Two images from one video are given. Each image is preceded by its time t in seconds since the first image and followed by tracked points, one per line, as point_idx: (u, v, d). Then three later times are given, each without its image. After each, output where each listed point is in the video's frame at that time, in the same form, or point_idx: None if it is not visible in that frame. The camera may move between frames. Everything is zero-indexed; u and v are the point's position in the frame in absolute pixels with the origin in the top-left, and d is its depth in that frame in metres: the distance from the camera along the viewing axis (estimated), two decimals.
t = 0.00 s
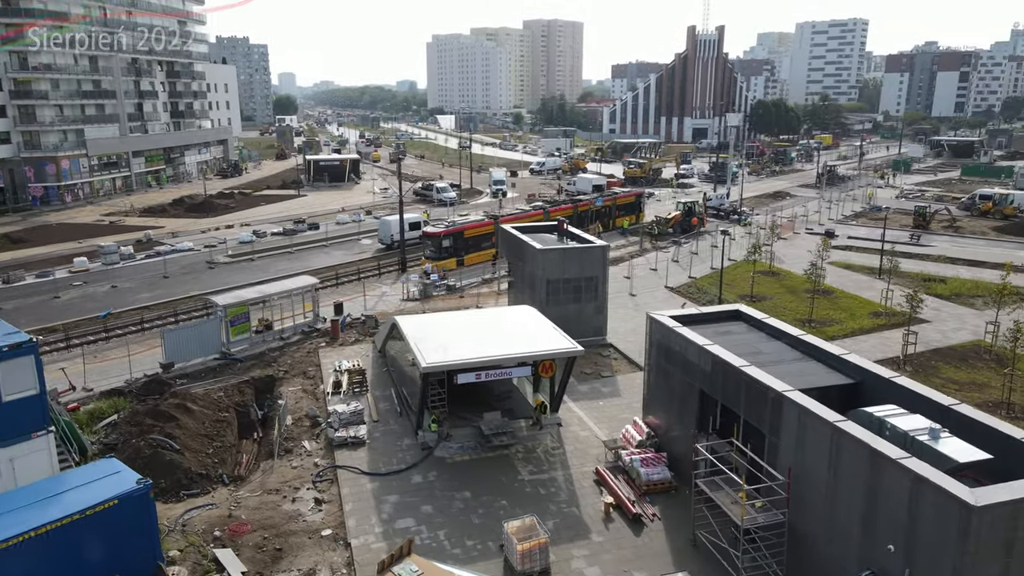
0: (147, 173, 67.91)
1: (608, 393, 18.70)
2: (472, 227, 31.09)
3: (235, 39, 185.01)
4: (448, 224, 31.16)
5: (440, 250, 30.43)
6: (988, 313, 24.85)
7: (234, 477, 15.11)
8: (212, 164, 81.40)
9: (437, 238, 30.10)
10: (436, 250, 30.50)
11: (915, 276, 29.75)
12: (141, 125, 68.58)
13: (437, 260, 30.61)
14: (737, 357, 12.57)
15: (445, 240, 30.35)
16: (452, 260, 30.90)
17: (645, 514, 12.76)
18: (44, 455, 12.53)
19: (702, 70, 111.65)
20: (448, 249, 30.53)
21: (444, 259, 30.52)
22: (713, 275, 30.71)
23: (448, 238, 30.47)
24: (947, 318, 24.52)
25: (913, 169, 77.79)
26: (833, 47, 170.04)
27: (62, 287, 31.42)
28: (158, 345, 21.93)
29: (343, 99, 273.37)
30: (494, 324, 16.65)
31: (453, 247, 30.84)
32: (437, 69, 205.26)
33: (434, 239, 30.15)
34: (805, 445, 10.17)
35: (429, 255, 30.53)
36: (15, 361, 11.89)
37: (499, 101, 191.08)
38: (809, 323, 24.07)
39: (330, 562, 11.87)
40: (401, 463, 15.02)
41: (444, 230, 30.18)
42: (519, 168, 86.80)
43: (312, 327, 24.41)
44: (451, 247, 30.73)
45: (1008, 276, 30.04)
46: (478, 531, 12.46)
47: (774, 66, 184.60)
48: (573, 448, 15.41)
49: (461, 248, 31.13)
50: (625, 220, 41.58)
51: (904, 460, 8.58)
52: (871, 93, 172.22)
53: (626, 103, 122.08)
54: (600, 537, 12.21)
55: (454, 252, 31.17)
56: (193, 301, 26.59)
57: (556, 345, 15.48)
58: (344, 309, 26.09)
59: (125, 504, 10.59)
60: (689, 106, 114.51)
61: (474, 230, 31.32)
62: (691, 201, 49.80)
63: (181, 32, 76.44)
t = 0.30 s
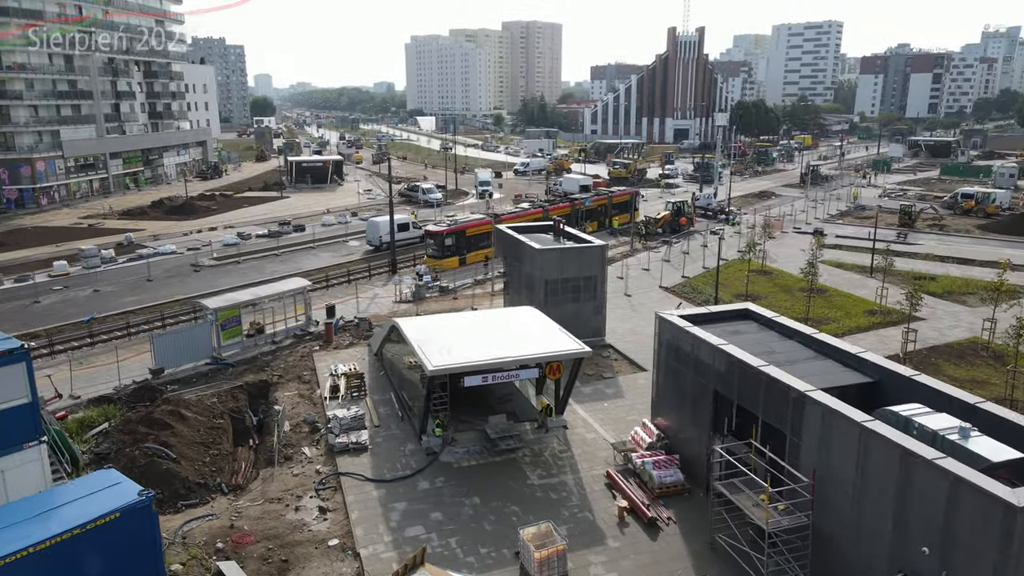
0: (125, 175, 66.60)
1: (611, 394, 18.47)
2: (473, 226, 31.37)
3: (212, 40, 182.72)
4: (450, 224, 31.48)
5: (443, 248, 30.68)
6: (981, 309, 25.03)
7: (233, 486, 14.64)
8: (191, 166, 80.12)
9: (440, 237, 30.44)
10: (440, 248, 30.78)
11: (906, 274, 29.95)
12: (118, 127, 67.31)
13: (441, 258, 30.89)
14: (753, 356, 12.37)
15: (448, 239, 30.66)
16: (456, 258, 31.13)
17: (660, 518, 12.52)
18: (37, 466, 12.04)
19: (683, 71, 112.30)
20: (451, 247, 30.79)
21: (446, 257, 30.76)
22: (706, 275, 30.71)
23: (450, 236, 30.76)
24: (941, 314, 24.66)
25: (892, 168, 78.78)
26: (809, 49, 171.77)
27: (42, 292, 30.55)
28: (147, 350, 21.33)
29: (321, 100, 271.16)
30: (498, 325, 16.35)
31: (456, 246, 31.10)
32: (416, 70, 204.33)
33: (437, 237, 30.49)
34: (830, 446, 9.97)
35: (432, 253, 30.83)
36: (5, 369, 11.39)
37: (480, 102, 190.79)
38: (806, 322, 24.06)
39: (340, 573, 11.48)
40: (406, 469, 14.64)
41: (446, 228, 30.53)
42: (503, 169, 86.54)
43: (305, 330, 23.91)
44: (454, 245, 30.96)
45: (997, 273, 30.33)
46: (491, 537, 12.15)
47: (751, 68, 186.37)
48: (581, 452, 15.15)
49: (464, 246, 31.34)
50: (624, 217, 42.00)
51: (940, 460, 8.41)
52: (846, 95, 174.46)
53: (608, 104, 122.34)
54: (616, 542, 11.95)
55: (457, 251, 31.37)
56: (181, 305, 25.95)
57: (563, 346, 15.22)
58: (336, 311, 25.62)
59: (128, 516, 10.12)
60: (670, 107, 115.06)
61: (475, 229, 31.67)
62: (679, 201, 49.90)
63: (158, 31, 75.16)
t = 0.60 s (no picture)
0: (100, 177, 65.24)
1: (614, 395, 18.26)
2: (473, 224, 31.40)
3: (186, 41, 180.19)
4: (450, 222, 31.45)
5: (443, 246, 30.64)
6: (972, 306, 25.23)
7: (232, 495, 14.20)
8: (169, 168, 78.77)
9: (441, 235, 30.37)
10: (440, 246, 30.72)
11: (895, 272, 30.16)
12: (93, 128, 65.99)
13: (440, 257, 30.85)
14: (766, 355, 12.20)
15: (449, 237, 30.63)
16: (455, 257, 31.11)
17: (674, 521, 12.32)
18: (29, 480, 11.51)
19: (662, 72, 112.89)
20: (451, 246, 30.74)
21: (447, 256, 30.75)
22: (698, 275, 30.72)
23: (451, 234, 30.73)
24: (933, 311, 24.83)
25: (871, 168, 79.76)
26: (783, 51, 173.56)
27: (20, 297, 29.66)
28: (135, 356, 20.72)
29: (298, 102, 268.45)
30: (501, 326, 16.07)
31: (456, 244, 31.08)
32: (394, 71, 203.05)
33: (437, 235, 30.43)
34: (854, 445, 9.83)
35: (432, 251, 30.79)
36: None
37: (458, 104, 190.25)
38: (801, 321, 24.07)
39: None
40: (410, 474, 14.31)
41: (448, 227, 30.47)
42: (485, 170, 86.29)
43: (297, 333, 23.43)
44: (454, 243, 30.94)
45: (982, 270, 30.67)
46: (504, 544, 11.87)
47: (727, 70, 188.03)
48: (589, 454, 14.92)
49: (464, 244, 31.35)
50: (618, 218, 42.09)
51: (974, 459, 8.28)
52: (820, 96, 176.68)
53: (588, 105, 122.54)
54: (632, 546, 11.72)
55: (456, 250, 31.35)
56: (168, 309, 25.30)
57: (569, 346, 14.99)
58: (328, 314, 25.16)
59: (131, 530, 9.67)
60: (650, 108, 115.53)
61: (474, 227, 31.71)
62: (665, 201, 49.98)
63: (134, 30, 73.82)
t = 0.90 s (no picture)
0: (76, 179, 63.92)
1: (617, 395, 18.10)
2: (473, 222, 31.87)
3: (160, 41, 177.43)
4: (450, 220, 31.88)
5: (445, 245, 31.13)
6: (962, 302, 25.53)
7: (234, 503, 13.79)
8: (146, 170, 77.43)
9: (442, 234, 30.81)
10: (441, 244, 31.21)
11: (884, 270, 30.46)
12: (68, 129, 64.68)
13: (441, 256, 31.32)
14: (782, 354, 12.08)
15: (449, 235, 31.08)
16: (456, 255, 31.58)
17: (690, 523, 12.16)
18: (26, 490, 11.09)
19: (642, 73, 113.54)
20: (452, 244, 31.21)
21: (448, 254, 31.24)
22: (690, 275, 30.84)
23: (452, 233, 31.17)
24: (924, 308, 25.09)
25: (850, 168, 80.77)
26: (759, 53, 175.32)
27: None
28: (125, 361, 20.15)
29: (274, 103, 265.65)
30: (505, 328, 15.83)
31: (456, 242, 31.55)
32: (372, 72, 201.79)
33: (438, 234, 30.86)
34: (878, 443, 9.73)
35: (433, 249, 31.30)
36: None
37: (437, 105, 189.66)
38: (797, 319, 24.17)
39: None
40: (418, 479, 14.02)
41: (448, 225, 30.90)
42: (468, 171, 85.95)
43: (290, 337, 23.01)
44: (454, 242, 31.41)
45: (969, 268, 31.05)
46: (520, 549, 11.63)
47: (704, 72, 189.66)
48: (598, 456, 14.74)
49: (465, 243, 31.85)
50: (612, 216, 42.58)
51: (1006, 456, 8.20)
52: (796, 97, 178.83)
53: (569, 105, 122.77)
54: (651, 549, 11.54)
55: (457, 248, 31.82)
56: (156, 314, 24.70)
57: (577, 347, 14.79)
58: (321, 316, 24.75)
59: (139, 543, 9.27)
60: (630, 109, 115.95)
61: (474, 225, 32.17)
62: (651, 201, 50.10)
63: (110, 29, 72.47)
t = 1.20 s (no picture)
0: (52, 181, 62.63)
1: (621, 396, 17.96)
2: (474, 221, 32.23)
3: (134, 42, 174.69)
4: (451, 219, 32.21)
5: (446, 243, 31.51)
6: (954, 300, 25.74)
7: (238, 511, 13.43)
8: (123, 172, 76.07)
9: (444, 232, 31.16)
10: (443, 243, 31.56)
11: (874, 268, 30.69)
12: (44, 130, 63.38)
13: (443, 254, 31.68)
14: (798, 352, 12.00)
15: (450, 234, 31.44)
16: (457, 254, 31.93)
17: (707, 524, 12.02)
18: (26, 502, 10.69)
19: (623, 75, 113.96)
20: (453, 243, 31.57)
21: (449, 252, 31.58)
22: (684, 274, 30.88)
23: (453, 231, 31.55)
24: (917, 306, 25.27)
25: (830, 168, 81.64)
26: (736, 55, 176.80)
27: None
28: (116, 366, 19.63)
29: (250, 105, 262.77)
30: (511, 329, 15.64)
31: (458, 240, 31.92)
32: (350, 73, 200.36)
33: (440, 232, 31.22)
34: (903, 441, 9.67)
35: (434, 248, 31.60)
36: None
37: (417, 107, 188.83)
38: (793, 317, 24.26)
39: None
40: (426, 483, 13.75)
41: (449, 224, 31.25)
42: (451, 172, 85.53)
43: (284, 340, 22.60)
44: (456, 240, 31.77)
45: (957, 266, 31.35)
46: (537, 554, 11.42)
47: (682, 74, 190.92)
48: (608, 458, 14.57)
49: (466, 241, 32.23)
50: (603, 215, 42.87)
51: None
52: (773, 99, 180.64)
53: (551, 106, 122.83)
54: (670, 551, 11.39)
55: (458, 246, 32.19)
56: (145, 318, 24.14)
57: (587, 347, 14.64)
58: (314, 319, 24.37)
59: (152, 555, 8.93)
60: (612, 110, 116.24)
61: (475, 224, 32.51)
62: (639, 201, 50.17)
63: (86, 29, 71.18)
